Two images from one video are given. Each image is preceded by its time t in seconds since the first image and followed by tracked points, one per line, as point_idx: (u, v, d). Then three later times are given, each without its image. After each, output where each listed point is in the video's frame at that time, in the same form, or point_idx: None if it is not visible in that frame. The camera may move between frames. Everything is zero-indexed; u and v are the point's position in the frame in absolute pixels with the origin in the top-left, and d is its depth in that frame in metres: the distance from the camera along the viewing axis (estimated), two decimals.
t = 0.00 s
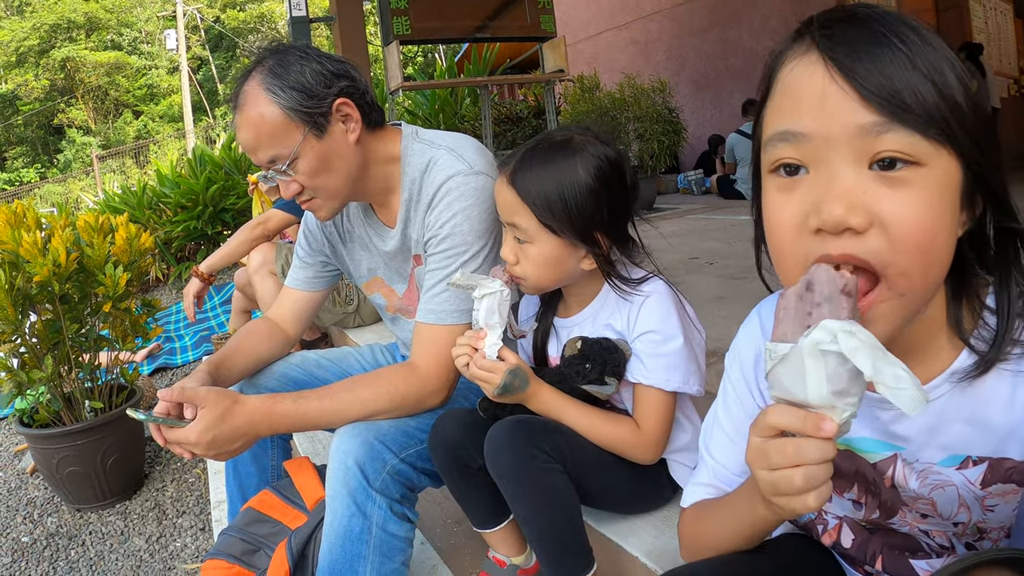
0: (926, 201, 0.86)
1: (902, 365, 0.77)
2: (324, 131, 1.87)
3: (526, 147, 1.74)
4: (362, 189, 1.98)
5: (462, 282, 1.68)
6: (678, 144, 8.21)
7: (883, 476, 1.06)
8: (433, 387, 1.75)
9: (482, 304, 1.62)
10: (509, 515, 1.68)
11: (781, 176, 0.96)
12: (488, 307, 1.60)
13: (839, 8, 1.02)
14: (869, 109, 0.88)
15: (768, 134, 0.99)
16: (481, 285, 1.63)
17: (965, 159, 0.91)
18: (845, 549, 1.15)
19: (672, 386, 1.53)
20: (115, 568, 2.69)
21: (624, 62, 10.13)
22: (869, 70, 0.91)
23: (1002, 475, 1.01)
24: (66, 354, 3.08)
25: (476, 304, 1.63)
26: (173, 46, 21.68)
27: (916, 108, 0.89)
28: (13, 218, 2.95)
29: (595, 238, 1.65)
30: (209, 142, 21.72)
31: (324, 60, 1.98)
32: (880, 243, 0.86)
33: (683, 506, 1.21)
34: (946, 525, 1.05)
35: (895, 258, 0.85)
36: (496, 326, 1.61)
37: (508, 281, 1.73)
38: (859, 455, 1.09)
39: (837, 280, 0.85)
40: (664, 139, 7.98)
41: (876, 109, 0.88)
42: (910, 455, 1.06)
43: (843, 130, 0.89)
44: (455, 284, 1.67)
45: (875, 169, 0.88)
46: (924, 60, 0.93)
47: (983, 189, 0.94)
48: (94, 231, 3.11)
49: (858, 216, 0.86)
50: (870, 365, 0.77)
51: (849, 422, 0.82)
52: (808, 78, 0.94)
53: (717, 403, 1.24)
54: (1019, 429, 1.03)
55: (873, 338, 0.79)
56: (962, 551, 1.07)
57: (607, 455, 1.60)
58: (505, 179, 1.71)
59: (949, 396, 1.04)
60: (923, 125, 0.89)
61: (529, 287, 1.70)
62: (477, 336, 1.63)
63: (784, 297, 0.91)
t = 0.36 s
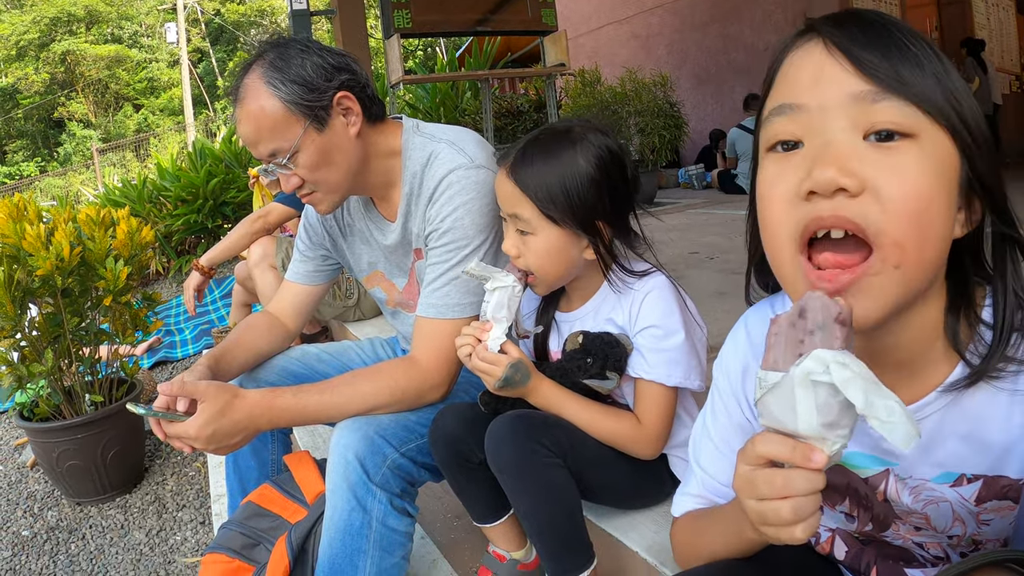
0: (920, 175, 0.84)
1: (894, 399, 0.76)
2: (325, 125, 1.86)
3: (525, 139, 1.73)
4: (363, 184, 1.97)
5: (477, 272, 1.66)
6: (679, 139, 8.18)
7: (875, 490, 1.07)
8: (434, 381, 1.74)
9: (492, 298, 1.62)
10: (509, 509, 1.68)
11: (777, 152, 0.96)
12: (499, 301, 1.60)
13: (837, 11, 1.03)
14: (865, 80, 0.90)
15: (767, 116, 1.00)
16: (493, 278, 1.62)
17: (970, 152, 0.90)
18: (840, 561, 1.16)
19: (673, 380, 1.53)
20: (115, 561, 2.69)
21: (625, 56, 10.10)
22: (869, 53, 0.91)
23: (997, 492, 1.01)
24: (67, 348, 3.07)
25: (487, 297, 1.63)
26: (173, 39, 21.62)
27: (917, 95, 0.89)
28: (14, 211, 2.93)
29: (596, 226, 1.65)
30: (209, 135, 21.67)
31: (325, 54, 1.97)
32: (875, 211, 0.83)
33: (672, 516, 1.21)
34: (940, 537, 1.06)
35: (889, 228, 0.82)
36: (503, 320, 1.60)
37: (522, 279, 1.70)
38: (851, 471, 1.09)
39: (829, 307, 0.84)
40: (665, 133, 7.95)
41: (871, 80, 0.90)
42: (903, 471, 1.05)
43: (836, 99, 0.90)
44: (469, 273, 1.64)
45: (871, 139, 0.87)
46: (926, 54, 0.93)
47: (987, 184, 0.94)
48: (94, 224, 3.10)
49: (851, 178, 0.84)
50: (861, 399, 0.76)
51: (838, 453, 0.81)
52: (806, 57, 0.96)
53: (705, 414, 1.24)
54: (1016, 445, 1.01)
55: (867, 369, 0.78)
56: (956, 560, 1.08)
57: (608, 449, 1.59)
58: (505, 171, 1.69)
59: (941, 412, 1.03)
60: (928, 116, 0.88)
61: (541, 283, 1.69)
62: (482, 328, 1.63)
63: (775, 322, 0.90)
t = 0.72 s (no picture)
0: (931, 181, 0.85)
1: (903, 385, 0.74)
2: (322, 124, 1.86)
3: (516, 141, 1.72)
4: (360, 182, 1.96)
5: (472, 273, 1.67)
6: (677, 138, 8.19)
7: (886, 470, 1.06)
8: (430, 382, 1.74)
9: (487, 297, 1.63)
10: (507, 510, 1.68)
11: (791, 160, 0.95)
12: (493, 301, 1.60)
13: None
14: (876, 90, 0.88)
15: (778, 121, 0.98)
16: (486, 277, 1.63)
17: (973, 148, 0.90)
18: (847, 545, 1.15)
19: (671, 380, 1.53)
20: (112, 561, 2.68)
21: (623, 55, 10.09)
22: (879, 57, 0.91)
23: (1006, 470, 1.00)
24: (64, 348, 3.07)
25: (481, 297, 1.63)
26: (170, 38, 21.57)
27: (926, 99, 0.88)
28: (10, 211, 2.93)
29: (591, 227, 1.64)
30: (205, 134, 21.63)
31: (321, 52, 1.96)
32: (884, 221, 0.84)
33: (686, 501, 1.21)
34: (949, 520, 1.04)
35: (906, 229, 0.83)
36: (498, 320, 1.60)
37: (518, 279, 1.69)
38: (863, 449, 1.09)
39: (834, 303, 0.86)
40: (663, 132, 7.97)
41: (883, 91, 0.88)
42: (914, 449, 1.06)
43: (848, 110, 0.89)
44: (462, 274, 1.66)
45: (882, 150, 0.87)
46: (937, 56, 0.92)
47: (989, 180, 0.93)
48: (91, 224, 3.09)
49: (863, 193, 0.84)
50: (869, 386, 0.74)
51: (849, 442, 0.80)
52: (816, 63, 0.94)
53: (720, 395, 1.24)
54: None
55: (874, 358, 0.77)
56: (963, 546, 1.06)
57: (605, 449, 1.59)
58: (497, 175, 1.69)
59: (954, 387, 1.03)
60: (930, 113, 0.88)
61: (534, 283, 1.68)
62: (478, 328, 1.62)
63: (781, 312, 0.90)
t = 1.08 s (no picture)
0: (939, 178, 0.85)
1: (913, 349, 0.74)
2: (316, 115, 1.84)
3: (519, 130, 1.71)
4: (355, 174, 1.94)
5: (460, 268, 1.66)
6: (673, 131, 8.17)
7: (890, 460, 1.06)
8: (425, 375, 1.73)
9: (477, 293, 1.61)
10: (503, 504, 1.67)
11: (798, 155, 0.94)
12: (484, 297, 1.58)
13: None
14: (883, 89, 0.87)
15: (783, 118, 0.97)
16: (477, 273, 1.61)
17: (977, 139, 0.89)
18: (846, 536, 1.14)
19: (668, 375, 1.52)
20: (107, 555, 2.67)
21: (619, 47, 10.05)
22: (886, 54, 0.89)
23: (1009, 459, 1.00)
24: (57, 341, 3.05)
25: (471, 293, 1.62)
26: (164, 29, 21.41)
27: (933, 95, 0.87)
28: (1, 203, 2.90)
29: (591, 218, 1.63)
30: (199, 126, 21.52)
31: (315, 43, 1.94)
32: (891, 220, 0.83)
33: (691, 491, 1.20)
34: (950, 512, 1.04)
35: (906, 234, 0.83)
36: (490, 315, 1.58)
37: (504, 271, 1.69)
38: (866, 439, 1.08)
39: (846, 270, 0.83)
40: (659, 125, 7.98)
41: (891, 90, 0.87)
42: (918, 438, 1.05)
43: (856, 107, 0.87)
44: (451, 270, 1.65)
45: (888, 147, 0.86)
46: (946, 51, 0.91)
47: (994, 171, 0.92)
48: (84, 216, 3.07)
49: (870, 193, 0.83)
50: (880, 350, 0.74)
51: (860, 410, 0.80)
52: (824, 58, 0.92)
53: (725, 384, 1.23)
54: None
55: (885, 323, 0.77)
56: (964, 539, 1.06)
57: (600, 445, 1.58)
58: (498, 164, 1.68)
59: (960, 377, 1.02)
60: (934, 106, 0.86)
61: (527, 274, 1.65)
62: (470, 324, 1.60)
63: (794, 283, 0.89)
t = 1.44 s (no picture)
0: (930, 186, 0.86)
1: (905, 354, 0.75)
2: (320, 121, 1.85)
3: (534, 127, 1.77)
4: (358, 180, 1.96)
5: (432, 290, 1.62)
6: (675, 138, 8.20)
7: (885, 469, 1.07)
8: (428, 380, 1.74)
9: (455, 311, 1.58)
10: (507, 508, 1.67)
11: (788, 164, 0.95)
12: (462, 316, 1.55)
13: (850, 3, 1.01)
14: (872, 97, 0.88)
15: (776, 126, 0.98)
16: (449, 293, 1.58)
17: (968, 146, 0.90)
18: (844, 543, 1.15)
19: (671, 379, 1.53)
20: (108, 560, 2.67)
21: (621, 54, 10.08)
22: (876, 63, 0.90)
23: (1004, 468, 1.01)
24: (60, 345, 3.06)
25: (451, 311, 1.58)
26: (168, 35, 21.50)
27: (923, 103, 0.88)
28: (7, 208, 2.92)
29: (604, 208, 1.67)
30: (202, 132, 21.59)
31: (320, 50, 1.96)
32: (883, 231, 0.84)
33: (687, 498, 1.21)
34: (946, 519, 1.06)
35: (897, 244, 0.84)
36: (474, 332, 1.56)
37: (476, 284, 1.64)
38: (861, 448, 1.09)
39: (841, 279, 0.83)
40: (661, 132, 8.03)
41: (880, 97, 0.88)
42: (912, 447, 1.05)
43: (846, 116, 0.89)
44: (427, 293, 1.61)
45: (878, 156, 0.88)
46: (937, 59, 0.92)
47: (987, 177, 0.93)
48: (88, 221, 3.08)
49: (861, 201, 0.84)
50: (873, 354, 0.76)
51: (852, 412, 0.82)
52: (814, 68, 0.94)
53: (720, 394, 1.24)
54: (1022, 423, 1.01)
55: (877, 328, 0.78)
56: (961, 545, 1.07)
57: (603, 449, 1.59)
58: (515, 155, 1.72)
59: (953, 387, 1.03)
60: (924, 113, 0.88)
61: (542, 269, 1.66)
62: (461, 343, 1.60)
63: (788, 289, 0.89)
